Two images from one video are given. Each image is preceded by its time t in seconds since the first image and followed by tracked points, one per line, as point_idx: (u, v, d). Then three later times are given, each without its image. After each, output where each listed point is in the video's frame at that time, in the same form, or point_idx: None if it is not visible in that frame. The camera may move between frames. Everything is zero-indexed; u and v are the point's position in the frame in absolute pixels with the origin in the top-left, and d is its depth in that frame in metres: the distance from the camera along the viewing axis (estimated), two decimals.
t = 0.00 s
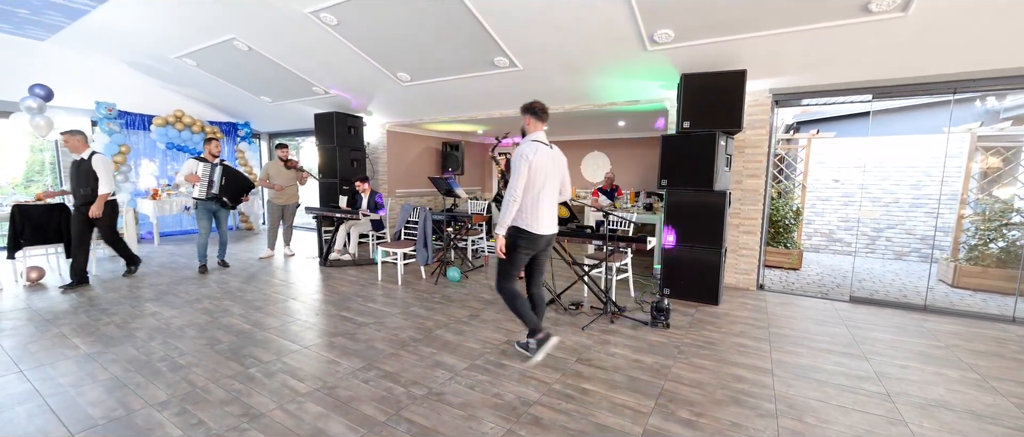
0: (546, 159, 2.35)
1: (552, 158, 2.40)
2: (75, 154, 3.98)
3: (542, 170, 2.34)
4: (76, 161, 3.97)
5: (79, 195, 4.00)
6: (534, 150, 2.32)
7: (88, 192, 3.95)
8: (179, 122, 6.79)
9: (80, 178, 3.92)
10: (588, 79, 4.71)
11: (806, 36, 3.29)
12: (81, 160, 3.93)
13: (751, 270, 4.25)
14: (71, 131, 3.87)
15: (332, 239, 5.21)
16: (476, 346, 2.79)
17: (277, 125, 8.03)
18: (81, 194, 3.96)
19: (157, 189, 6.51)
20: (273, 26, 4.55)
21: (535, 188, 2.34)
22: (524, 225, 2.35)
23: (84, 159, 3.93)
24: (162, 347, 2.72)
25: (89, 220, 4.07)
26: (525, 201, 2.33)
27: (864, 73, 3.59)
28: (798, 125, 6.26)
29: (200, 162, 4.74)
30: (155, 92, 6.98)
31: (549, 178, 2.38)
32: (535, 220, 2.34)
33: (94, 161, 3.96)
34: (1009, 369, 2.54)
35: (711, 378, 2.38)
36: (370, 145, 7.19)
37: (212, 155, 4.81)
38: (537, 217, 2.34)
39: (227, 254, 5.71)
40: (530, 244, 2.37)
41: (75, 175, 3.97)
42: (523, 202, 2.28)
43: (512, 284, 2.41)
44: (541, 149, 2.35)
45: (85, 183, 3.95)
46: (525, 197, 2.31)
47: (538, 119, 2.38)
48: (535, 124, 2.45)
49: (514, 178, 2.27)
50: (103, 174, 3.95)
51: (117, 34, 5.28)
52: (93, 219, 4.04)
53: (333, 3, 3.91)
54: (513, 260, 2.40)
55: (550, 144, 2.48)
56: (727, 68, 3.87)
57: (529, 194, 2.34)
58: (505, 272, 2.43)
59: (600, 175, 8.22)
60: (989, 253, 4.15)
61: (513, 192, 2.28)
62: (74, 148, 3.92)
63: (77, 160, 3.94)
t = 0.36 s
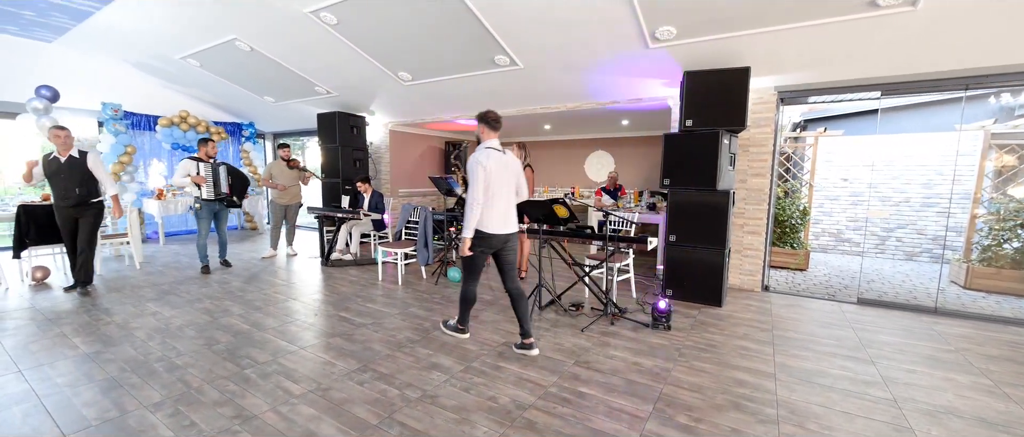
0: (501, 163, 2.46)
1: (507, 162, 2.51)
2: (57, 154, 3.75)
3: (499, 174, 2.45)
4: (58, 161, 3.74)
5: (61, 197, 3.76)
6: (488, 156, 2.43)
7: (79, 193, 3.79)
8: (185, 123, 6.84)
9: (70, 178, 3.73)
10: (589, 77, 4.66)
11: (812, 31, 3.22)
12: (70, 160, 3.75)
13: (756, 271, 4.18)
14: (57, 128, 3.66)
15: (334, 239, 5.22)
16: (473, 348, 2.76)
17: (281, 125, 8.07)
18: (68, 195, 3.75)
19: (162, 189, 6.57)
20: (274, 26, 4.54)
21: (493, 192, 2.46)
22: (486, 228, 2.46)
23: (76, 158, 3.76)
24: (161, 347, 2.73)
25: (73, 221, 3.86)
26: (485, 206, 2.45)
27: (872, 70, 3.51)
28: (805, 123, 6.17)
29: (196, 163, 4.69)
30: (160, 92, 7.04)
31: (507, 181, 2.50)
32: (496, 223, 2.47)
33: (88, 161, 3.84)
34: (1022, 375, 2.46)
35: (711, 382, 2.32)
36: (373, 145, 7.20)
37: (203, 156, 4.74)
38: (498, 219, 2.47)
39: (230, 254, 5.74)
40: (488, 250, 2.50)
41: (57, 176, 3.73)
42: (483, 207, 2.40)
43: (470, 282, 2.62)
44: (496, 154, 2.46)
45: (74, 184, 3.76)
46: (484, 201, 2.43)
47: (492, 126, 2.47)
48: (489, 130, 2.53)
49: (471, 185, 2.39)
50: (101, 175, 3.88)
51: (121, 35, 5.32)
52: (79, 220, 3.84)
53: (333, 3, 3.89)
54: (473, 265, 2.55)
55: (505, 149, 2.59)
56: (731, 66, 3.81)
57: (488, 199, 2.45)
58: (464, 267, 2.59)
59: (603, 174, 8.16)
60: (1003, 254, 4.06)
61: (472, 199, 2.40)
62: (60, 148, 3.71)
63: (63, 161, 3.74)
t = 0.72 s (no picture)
0: (452, 159, 2.75)
1: (460, 159, 2.79)
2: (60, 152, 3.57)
3: (449, 169, 2.75)
4: (61, 159, 3.57)
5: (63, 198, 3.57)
6: (440, 152, 2.75)
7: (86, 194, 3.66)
8: (191, 123, 6.90)
9: (78, 178, 3.60)
10: (592, 75, 4.60)
11: (818, 27, 3.13)
12: (78, 159, 3.62)
13: (761, 272, 4.09)
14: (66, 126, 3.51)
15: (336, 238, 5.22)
16: (469, 350, 2.72)
17: (287, 124, 8.12)
18: (74, 195, 3.60)
19: (169, 189, 6.65)
20: (277, 26, 4.55)
21: (442, 184, 2.76)
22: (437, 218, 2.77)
23: (84, 157, 3.64)
24: (158, 346, 2.74)
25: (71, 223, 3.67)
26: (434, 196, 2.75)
27: (882, 66, 3.40)
28: (814, 121, 6.05)
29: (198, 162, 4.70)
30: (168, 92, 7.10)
31: (458, 176, 2.78)
32: (441, 212, 2.74)
33: (94, 161, 3.73)
34: None
35: (710, 388, 2.27)
36: (376, 144, 7.21)
37: (205, 156, 4.78)
38: (445, 209, 2.74)
39: (234, 253, 5.78)
40: (452, 237, 2.79)
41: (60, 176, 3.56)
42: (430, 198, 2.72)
43: (449, 275, 2.80)
44: (448, 152, 2.77)
45: (80, 184, 3.62)
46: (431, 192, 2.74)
47: (447, 125, 2.77)
48: (451, 130, 2.85)
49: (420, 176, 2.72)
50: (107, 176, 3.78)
51: (128, 36, 5.37)
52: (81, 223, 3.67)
53: (333, 2, 3.88)
54: (443, 255, 2.79)
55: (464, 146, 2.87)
56: (736, 63, 3.72)
57: (437, 190, 2.76)
58: (440, 263, 2.86)
59: (608, 173, 8.09)
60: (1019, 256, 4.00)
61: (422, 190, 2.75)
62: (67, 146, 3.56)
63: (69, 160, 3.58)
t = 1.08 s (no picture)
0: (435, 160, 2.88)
1: (442, 160, 2.93)
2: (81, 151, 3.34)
3: (430, 169, 2.88)
4: (83, 159, 3.35)
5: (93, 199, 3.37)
6: (423, 153, 2.88)
7: (115, 194, 3.50)
8: (209, 119, 7.04)
9: (106, 178, 3.43)
10: (604, 69, 4.51)
11: (840, 15, 2.97)
12: (103, 158, 3.44)
13: (778, 272, 3.95)
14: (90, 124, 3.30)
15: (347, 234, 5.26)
16: (473, 348, 2.70)
17: (302, 121, 8.22)
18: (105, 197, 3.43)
19: (187, 184, 6.80)
20: (288, 23, 4.58)
21: (424, 183, 2.89)
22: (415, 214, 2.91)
23: (108, 155, 3.47)
24: (169, 339, 2.80)
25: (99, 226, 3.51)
26: (416, 194, 2.89)
27: (910, 56, 3.21)
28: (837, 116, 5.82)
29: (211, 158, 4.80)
30: (187, 90, 7.26)
31: (438, 176, 2.91)
32: (422, 210, 2.87)
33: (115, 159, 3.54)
34: None
35: (719, 393, 2.19)
36: (388, 140, 7.25)
37: (219, 153, 4.88)
38: (426, 207, 2.87)
39: (249, 247, 5.90)
40: (434, 231, 2.89)
41: (85, 177, 3.34)
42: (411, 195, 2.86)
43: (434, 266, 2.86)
44: (431, 153, 2.90)
45: (108, 184, 3.44)
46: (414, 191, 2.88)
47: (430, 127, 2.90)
48: (434, 132, 2.98)
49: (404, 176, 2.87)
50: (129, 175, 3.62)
51: (147, 35, 5.49)
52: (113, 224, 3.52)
53: None
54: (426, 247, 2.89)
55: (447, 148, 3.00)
56: (753, 55, 3.58)
57: (419, 189, 2.89)
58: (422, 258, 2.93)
59: (621, 169, 7.96)
60: None
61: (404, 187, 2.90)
62: (90, 146, 3.34)
63: (94, 160, 3.38)
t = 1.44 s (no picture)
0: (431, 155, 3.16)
1: (434, 154, 3.21)
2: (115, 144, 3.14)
3: (426, 163, 3.15)
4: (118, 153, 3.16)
5: (126, 195, 3.19)
6: (418, 148, 3.12)
7: (148, 190, 3.32)
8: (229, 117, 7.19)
9: (142, 173, 3.24)
10: (618, 64, 4.41)
11: (867, 4, 2.82)
12: (137, 152, 3.25)
13: (798, 274, 3.81)
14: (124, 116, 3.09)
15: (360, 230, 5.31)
16: (480, 347, 2.68)
17: (319, 118, 8.33)
18: (139, 193, 3.24)
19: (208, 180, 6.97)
20: (303, 21, 4.63)
21: (420, 176, 3.14)
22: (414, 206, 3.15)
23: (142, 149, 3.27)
24: (185, 332, 2.87)
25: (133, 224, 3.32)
26: (412, 187, 3.13)
27: (945, 45, 3.03)
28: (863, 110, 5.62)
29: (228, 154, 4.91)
30: (208, 88, 7.43)
31: (433, 169, 3.20)
32: (420, 201, 3.15)
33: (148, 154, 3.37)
34: None
35: (731, 399, 2.12)
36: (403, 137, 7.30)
37: (236, 149, 4.97)
38: (424, 198, 3.16)
39: (266, 242, 6.02)
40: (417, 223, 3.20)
41: (119, 171, 3.15)
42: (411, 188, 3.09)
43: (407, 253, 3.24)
44: (423, 147, 3.16)
45: (142, 180, 3.25)
46: (411, 184, 3.11)
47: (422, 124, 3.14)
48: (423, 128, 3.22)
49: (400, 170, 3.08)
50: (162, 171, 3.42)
51: (170, 34, 5.62)
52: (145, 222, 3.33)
53: None
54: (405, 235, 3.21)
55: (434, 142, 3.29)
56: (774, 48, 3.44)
57: (415, 182, 3.14)
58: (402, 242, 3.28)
59: (637, 166, 7.82)
60: None
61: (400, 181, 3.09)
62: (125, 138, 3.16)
63: (128, 154, 3.19)
